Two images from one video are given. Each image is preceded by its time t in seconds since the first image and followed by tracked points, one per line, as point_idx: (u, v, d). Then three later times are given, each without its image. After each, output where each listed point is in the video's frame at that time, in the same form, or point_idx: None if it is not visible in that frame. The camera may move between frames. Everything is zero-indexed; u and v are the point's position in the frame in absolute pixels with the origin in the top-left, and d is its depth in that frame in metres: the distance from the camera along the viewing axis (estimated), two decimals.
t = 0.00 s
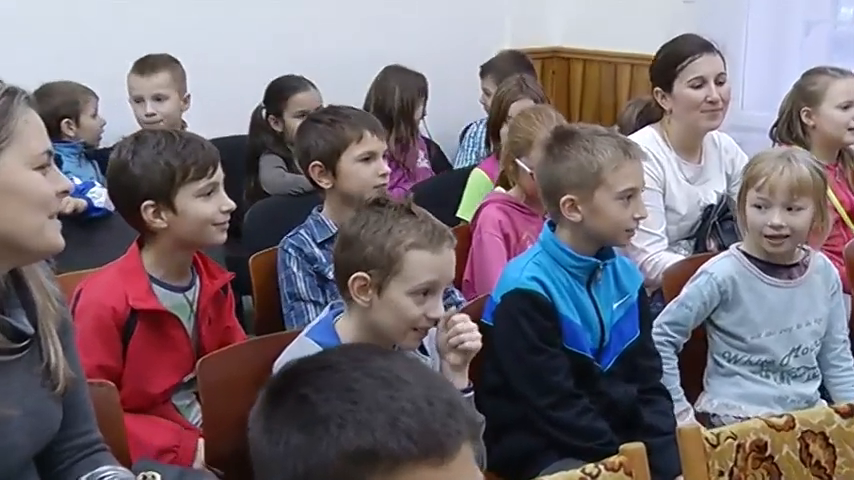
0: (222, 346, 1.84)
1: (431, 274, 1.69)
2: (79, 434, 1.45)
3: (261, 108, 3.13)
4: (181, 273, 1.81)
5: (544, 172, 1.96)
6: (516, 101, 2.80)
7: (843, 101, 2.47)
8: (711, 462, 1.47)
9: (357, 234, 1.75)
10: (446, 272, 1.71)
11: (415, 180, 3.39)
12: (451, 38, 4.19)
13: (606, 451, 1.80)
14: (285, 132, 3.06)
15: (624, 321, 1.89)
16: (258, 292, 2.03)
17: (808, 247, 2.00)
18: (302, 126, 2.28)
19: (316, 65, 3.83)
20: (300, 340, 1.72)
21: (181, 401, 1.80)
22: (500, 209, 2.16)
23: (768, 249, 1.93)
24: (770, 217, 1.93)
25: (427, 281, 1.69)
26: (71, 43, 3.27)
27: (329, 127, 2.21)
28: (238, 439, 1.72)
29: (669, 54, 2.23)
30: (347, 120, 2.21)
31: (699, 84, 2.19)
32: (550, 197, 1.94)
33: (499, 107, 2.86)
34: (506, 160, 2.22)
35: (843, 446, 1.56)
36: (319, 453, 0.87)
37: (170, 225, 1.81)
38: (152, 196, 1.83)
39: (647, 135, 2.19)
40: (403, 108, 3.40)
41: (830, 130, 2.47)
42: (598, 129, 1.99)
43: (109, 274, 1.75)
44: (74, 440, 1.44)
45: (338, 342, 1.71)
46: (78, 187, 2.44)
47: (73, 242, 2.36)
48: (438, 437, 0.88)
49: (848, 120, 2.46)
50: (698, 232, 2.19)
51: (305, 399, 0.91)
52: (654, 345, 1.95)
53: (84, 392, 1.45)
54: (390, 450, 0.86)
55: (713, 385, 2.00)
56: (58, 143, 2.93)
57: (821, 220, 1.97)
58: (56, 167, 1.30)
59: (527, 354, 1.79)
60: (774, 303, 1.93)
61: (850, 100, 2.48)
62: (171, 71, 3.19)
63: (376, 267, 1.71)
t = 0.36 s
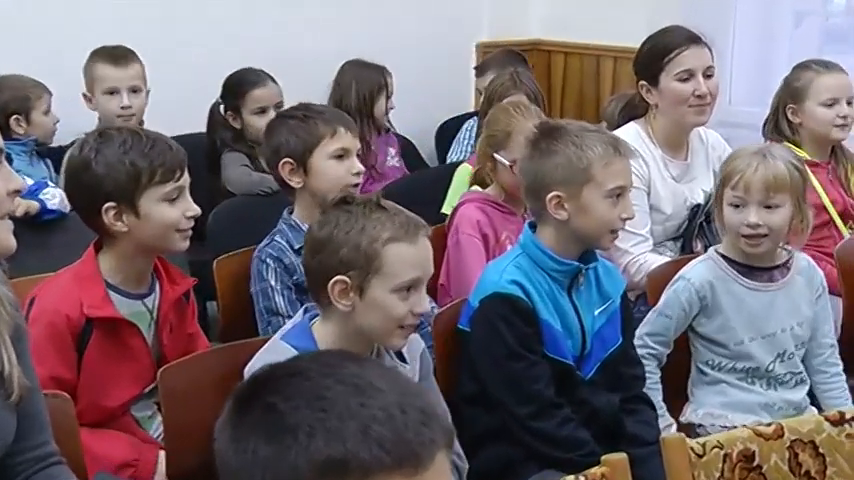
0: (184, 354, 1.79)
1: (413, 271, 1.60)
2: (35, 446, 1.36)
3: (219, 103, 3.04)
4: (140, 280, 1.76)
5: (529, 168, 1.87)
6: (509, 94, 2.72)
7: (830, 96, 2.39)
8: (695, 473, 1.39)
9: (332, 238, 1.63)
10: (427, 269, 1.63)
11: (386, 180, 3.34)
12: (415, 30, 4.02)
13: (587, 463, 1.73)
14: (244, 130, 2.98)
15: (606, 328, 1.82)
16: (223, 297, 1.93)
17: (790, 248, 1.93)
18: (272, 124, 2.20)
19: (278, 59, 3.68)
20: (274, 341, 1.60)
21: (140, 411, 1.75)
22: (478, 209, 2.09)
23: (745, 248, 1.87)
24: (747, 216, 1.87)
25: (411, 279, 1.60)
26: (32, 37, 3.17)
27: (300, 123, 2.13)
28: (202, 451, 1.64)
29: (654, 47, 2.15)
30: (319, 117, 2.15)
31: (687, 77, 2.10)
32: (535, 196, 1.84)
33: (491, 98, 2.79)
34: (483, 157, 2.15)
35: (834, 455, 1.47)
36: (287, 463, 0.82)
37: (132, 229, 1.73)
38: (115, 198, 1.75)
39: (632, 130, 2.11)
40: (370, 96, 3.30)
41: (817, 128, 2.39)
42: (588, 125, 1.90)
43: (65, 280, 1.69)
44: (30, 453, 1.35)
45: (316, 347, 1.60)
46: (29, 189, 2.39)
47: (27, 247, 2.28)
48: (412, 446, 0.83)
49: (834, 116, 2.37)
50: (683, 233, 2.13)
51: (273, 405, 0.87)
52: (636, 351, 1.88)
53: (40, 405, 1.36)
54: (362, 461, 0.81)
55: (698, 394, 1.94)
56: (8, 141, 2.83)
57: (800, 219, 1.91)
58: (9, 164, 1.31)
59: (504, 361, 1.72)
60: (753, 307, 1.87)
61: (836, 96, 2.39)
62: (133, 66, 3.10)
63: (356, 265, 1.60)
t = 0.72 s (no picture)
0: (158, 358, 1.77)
1: (379, 265, 1.59)
2: None
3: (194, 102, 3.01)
4: (114, 283, 1.73)
5: (496, 171, 1.86)
6: (482, 93, 2.70)
7: (806, 97, 2.39)
8: (673, 475, 1.37)
9: (295, 243, 1.60)
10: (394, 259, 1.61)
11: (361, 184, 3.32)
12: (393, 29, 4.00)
13: (564, 466, 1.72)
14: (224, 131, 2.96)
15: (582, 329, 1.81)
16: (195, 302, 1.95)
17: (761, 249, 1.93)
18: (232, 134, 2.19)
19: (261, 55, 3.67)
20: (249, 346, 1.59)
21: (113, 418, 1.72)
22: (454, 213, 2.08)
23: (725, 248, 1.85)
24: (728, 214, 1.86)
25: (381, 273, 1.58)
26: (34, 37, 3.14)
27: (263, 130, 2.12)
28: (174, 457, 1.61)
29: (632, 46, 2.13)
30: (281, 123, 2.13)
31: (666, 75, 2.09)
32: (503, 198, 1.84)
33: (463, 97, 2.76)
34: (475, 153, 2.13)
35: (813, 457, 1.46)
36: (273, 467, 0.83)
37: (104, 231, 1.70)
38: (88, 198, 1.71)
39: (610, 131, 2.09)
40: (348, 101, 3.27)
41: (793, 128, 2.39)
42: (555, 125, 1.89)
43: (36, 284, 1.66)
44: None
45: (291, 351, 1.59)
46: None
47: None
48: (397, 452, 0.83)
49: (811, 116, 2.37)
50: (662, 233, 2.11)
51: (258, 408, 0.86)
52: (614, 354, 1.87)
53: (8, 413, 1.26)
54: (347, 467, 0.81)
55: (673, 399, 1.92)
56: None
57: (774, 220, 1.92)
58: None
59: (476, 366, 1.70)
60: (726, 308, 1.86)
61: (813, 97, 2.39)
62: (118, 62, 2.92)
63: (323, 265, 1.58)
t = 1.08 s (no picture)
0: (137, 360, 1.77)
1: (342, 260, 1.63)
2: None
3: (178, 103, 3.00)
4: (92, 285, 1.72)
5: (465, 178, 1.89)
6: (449, 94, 2.72)
7: (781, 99, 2.41)
8: (651, 475, 1.38)
9: (254, 245, 1.65)
10: (357, 252, 1.65)
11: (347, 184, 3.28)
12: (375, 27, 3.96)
13: (543, 469, 1.73)
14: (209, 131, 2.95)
15: (558, 331, 1.83)
16: (174, 304, 1.95)
17: (751, 250, 1.93)
18: (213, 141, 2.19)
19: (237, 56, 3.59)
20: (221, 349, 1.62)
21: (90, 419, 1.71)
22: (430, 213, 2.09)
23: (712, 249, 1.87)
24: (717, 214, 1.87)
25: (344, 267, 1.62)
26: (33, 38, 3.10)
27: (245, 138, 2.13)
28: (153, 457, 1.62)
29: (612, 47, 2.14)
30: (262, 129, 2.15)
31: (645, 77, 2.10)
32: (474, 204, 1.87)
33: (431, 99, 2.77)
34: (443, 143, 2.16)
35: (790, 456, 1.47)
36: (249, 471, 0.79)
37: (84, 232, 1.69)
38: (68, 199, 1.70)
39: (589, 133, 2.09)
40: (327, 103, 3.29)
41: (770, 131, 2.41)
42: (525, 132, 1.92)
43: (12, 287, 1.64)
44: None
45: (262, 354, 1.64)
46: None
47: None
48: (375, 453, 0.80)
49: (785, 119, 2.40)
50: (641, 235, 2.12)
51: (235, 410, 0.83)
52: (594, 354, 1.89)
53: None
54: (325, 468, 0.78)
55: (659, 395, 1.94)
56: None
57: (765, 221, 1.91)
58: None
59: (453, 373, 1.71)
60: (716, 309, 1.87)
61: (790, 99, 2.41)
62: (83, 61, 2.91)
63: (285, 266, 1.63)
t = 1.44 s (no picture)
0: (111, 362, 1.76)
1: (312, 262, 1.64)
2: None
3: (157, 103, 2.98)
4: (64, 288, 1.71)
5: (444, 178, 1.89)
6: (432, 94, 2.71)
7: (748, 101, 2.42)
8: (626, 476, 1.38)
9: (222, 249, 1.66)
10: (325, 254, 1.65)
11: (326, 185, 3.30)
12: (353, 28, 3.93)
13: (519, 469, 1.73)
14: (187, 133, 2.94)
15: (536, 332, 1.84)
16: (149, 307, 1.94)
17: (716, 251, 1.95)
18: (200, 146, 2.23)
19: (220, 58, 3.58)
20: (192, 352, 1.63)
21: (64, 423, 1.70)
22: (408, 215, 2.09)
23: (677, 251, 1.88)
24: (680, 214, 1.88)
25: (314, 269, 1.63)
26: (30, 36, 3.14)
27: (228, 143, 2.16)
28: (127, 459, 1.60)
29: (587, 49, 2.15)
30: (248, 135, 2.17)
31: (621, 78, 2.11)
32: (453, 205, 1.86)
33: (412, 100, 2.76)
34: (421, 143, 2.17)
35: (764, 455, 1.48)
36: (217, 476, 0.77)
37: (55, 235, 1.68)
38: (38, 201, 1.69)
39: (564, 134, 2.10)
40: (285, 103, 3.33)
41: (739, 132, 2.43)
42: (503, 132, 1.92)
43: None
44: None
45: (233, 355, 1.65)
46: None
47: None
48: (344, 455, 0.78)
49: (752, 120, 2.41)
50: (618, 235, 2.13)
51: (203, 415, 0.81)
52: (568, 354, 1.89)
53: None
54: (293, 471, 0.76)
55: (629, 399, 1.95)
56: None
57: (729, 224, 1.93)
58: None
59: (433, 374, 1.71)
60: (680, 310, 1.88)
61: (759, 100, 2.42)
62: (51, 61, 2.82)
63: (253, 268, 1.63)
